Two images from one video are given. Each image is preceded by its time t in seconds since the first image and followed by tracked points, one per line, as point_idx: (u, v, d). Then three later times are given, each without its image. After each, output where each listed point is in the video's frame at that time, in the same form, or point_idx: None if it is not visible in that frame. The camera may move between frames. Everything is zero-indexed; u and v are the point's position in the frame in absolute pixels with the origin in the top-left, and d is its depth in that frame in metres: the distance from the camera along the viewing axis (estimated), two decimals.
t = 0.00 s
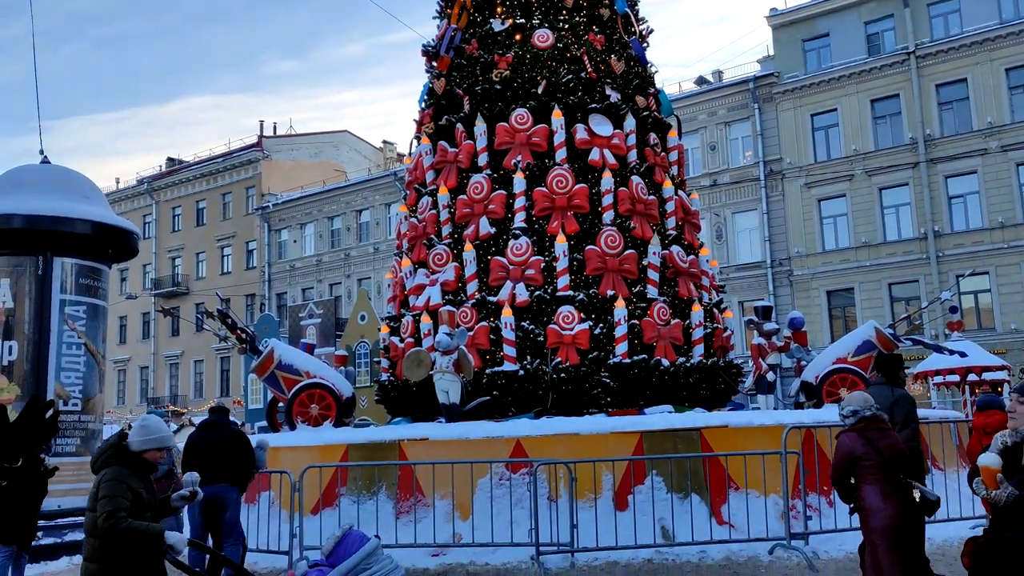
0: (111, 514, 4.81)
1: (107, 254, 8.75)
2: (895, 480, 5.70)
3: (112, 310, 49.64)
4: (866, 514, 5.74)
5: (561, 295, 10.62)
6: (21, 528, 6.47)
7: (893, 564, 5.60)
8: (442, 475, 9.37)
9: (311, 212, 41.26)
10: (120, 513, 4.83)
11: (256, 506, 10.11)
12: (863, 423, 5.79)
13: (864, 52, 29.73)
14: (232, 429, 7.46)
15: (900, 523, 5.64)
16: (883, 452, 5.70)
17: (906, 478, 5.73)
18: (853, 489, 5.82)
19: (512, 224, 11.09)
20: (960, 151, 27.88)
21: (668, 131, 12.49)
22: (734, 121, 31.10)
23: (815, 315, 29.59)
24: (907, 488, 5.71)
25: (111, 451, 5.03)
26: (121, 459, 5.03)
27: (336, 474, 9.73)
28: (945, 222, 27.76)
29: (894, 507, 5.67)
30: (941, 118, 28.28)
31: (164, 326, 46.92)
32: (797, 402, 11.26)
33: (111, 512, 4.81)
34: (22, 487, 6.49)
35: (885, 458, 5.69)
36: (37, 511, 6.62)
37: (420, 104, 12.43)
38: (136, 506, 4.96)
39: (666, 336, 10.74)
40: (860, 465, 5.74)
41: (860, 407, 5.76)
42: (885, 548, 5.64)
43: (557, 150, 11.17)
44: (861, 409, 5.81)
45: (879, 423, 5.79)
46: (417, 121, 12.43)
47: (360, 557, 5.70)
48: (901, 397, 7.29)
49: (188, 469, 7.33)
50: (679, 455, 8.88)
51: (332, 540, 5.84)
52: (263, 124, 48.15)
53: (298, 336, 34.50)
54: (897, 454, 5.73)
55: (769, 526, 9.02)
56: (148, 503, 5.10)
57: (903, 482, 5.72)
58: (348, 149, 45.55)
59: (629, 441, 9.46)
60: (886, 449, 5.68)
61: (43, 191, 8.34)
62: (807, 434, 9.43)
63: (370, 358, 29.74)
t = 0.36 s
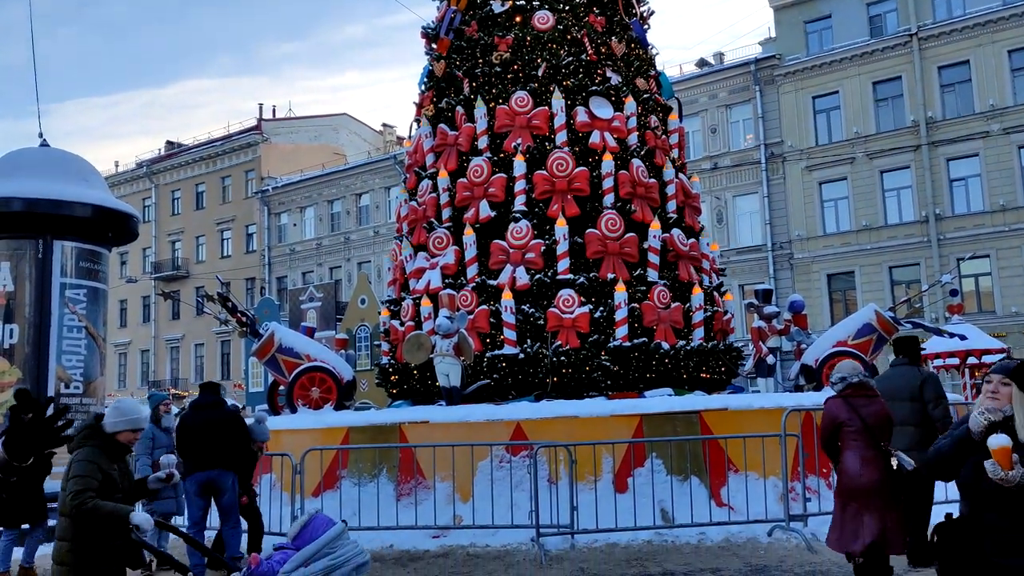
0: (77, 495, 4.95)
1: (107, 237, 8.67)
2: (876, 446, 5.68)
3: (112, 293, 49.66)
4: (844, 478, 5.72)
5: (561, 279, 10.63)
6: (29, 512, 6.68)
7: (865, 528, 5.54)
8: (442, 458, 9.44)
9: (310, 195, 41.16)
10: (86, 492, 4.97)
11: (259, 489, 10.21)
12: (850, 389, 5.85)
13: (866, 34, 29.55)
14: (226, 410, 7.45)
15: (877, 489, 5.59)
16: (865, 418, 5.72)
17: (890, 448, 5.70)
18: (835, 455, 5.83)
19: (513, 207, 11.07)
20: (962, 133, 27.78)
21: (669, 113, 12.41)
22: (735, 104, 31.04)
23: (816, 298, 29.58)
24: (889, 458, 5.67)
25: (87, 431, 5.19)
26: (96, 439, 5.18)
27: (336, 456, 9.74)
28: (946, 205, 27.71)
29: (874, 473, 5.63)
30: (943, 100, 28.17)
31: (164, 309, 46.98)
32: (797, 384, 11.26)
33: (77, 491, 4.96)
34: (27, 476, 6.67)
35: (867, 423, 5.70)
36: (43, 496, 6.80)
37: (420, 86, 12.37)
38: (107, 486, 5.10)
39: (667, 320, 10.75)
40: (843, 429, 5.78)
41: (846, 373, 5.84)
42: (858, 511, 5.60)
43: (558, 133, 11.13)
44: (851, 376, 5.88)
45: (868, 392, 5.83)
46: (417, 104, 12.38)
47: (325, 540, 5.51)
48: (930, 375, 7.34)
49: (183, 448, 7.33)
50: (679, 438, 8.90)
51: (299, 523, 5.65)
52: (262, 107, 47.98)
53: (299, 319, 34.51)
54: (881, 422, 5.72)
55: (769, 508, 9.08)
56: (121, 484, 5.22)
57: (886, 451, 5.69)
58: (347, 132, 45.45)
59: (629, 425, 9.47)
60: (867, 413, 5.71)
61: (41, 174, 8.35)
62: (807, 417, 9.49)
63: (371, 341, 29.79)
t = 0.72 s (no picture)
0: (27, 488, 4.46)
1: (94, 224, 8.27)
2: (846, 433, 5.99)
3: (99, 280, 49.40)
4: (814, 462, 6.05)
5: (550, 267, 10.66)
6: None
7: (832, 509, 5.86)
8: (432, 445, 9.50)
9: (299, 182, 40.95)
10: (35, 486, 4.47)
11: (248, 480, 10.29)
12: (825, 377, 6.14)
13: (854, 22, 29.58)
14: (212, 397, 7.46)
15: (844, 473, 5.90)
16: (836, 406, 6.03)
17: (860, 436, 6.00)
18: (808, 440, 6.16)
19: (502, 195, 11.07)
20: (949, 122, 27.88)
21: (658, 101, 12.42)
22: (724, 92, 31.07)
23: (803, 287, 29.75)
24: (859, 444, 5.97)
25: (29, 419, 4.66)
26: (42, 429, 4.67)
27: (327, 444, 9.81)
28: (933, 193, 27.84)
29: (842, 458, 5.94)
30: (931, 89, 28.25)
31: (152, 297, 46.79)
32: (784, 371, 11.32)
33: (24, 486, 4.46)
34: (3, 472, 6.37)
35: (837, 411, 6.01)
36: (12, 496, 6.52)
37: (408, 73, 12.33)
38: (55, 477, 4.60)
39: (655, 308, 10.76)
40: (815, 416, 6.10)
41: (821, 361, 6.12)
42: (826, 494, 5.93)
43: (547, 120, 11.10)
44: (827, 365, 6.16)
45: (842, 382, 6.11)
46: (405, 90, 12.33)
47: (280, 531, 4.84)
48: (920, 363, 7.44)
49: (167, 436, 7.33)
50: (669, 425, 8.95)
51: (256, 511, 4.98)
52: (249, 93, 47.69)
53: (288, 307, 34.41)
54: (853, 410, 6.01)
55: (756, 493, 9.16)
56: (71, 474, 4.72)
57: (855, 438, 5.99)
58: (335, 119, 45.28)
59: (617, 412, 9.52)
60: (838, 402, 6.01)
61: (26, 159, 7.92)
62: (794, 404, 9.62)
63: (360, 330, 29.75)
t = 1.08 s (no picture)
0: None
1: (37, 209, 8.05)
2: (771, 416, 6.45)
3: (42, 267, 48.07)
4: (743, 445, 6.48)
5: (507, 256, 10.69)
6: None
7: (759, 487, 6.28)
8: (387, 434, 9.41)
9: (250, 168, 40.26)
10: None
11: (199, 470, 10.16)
12: (751, 364, 6.60)
13: (805, 17, 30.10)
14: (163, 387, 7.29)
15: (771, 452, 6.34)
16: (761, 390, 6.50)
17: (784, 419, 6.46)
18: (738, 424, 6.59)
19: (459, 183, 11.08)
20: (895, 118, 28.53)
21: (615, 92, 12.52)
22: (679, 84, 31.47)
23: (755, 277, 30.27)
24: (782, 425, 6.44)
25: None
26: None
27: (280, 433, 9.67)
28: (879, 187, 28.49)
29: (768, 439, 6.39)
30: (878, 85, 28.86)
31: (97, 284, 45.69)
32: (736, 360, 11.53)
33: None
34: None
35: (763, 395, 6.48)
36: None
37: (364, 59, 12.23)
38: None
39: (611, 297, 10.87)
40: (743, 401, 6.55)
41: (749, 350, 6.58)
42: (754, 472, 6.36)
43: (504, 109, 11.12)
44: (752, 353, 6.63)
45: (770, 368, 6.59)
46: (360, 76, 12.24)
47: (197, 522, 4.67)
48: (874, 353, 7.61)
49: (114, 425, 7.17)
50: (623, 413, 9.05)
51: (171, 502, 4.74)
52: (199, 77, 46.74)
53: (239, 295, 33.82)
54: (777, 395, 6.48)
55: (708, 480, 9.33)
56: None
57: (779, 420, 6.46)
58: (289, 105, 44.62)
59: (573, 400, 9.63)
60: (763, 387, 6.49)
61: None
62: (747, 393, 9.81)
63: (314, 318, 29.47)
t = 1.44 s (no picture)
0: None
1: None
2: (681, 406, 6.74)
3: None
4: (655, 435, 6.77)
5: (435, 249, 10.61)
6: None
7: (666, 473, 6.54)
8: (310, 428, 9.21)
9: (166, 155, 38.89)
10: None
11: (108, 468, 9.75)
12: (667, 357, 6.91)
13: (728, 19, 30.88)
14: (47, 380, 6.97)
15: (679, 441, 6.60)
16: (673, 382, 6.81)
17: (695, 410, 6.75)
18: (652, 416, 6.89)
19: (386, 174, 10.93)
20: (811, 119, 29.48)
21: (543, 86, 12.58)
22: (606, 81, 31.93)
23: (678, 272, 30.88)
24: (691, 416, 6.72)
25: None
26: None
27: (197, 428, 9.23)
28: (797, 186, 29.40)
29: (677, 428, 6.66)
30: (796, 87, 29.79)
31: None
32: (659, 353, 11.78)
33: None
34: None
35: (674, 386, 6.79)
36: None
37: (289, 45, 11.98)
38: None
39: (539, 291, 10.97)
40: (657, 392, 6.86)
41: (668, 343, 6.89)
42: (662, 459, 6.61)
43: (432, 101, 11.03)
44: (668, 347, 6.97)
45: (685, 362, 6.91)
46: (285, 64, 11.98)
47: (73, 523, 5.53)
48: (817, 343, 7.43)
49: None
50: (551, 406, 9.02)
51: (45, 505, 5.61)
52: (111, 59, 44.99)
53: (154, 286, 32.56)
54: (688, 387, 6.79)
55: (632, 472, 9.45)
56: None
57: (689, 412, 6.74)
58: (208, 90, 43.31)
59: (500, 393, 9.58)
60: (675, 378, 6.81)
61: None
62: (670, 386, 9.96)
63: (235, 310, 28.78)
